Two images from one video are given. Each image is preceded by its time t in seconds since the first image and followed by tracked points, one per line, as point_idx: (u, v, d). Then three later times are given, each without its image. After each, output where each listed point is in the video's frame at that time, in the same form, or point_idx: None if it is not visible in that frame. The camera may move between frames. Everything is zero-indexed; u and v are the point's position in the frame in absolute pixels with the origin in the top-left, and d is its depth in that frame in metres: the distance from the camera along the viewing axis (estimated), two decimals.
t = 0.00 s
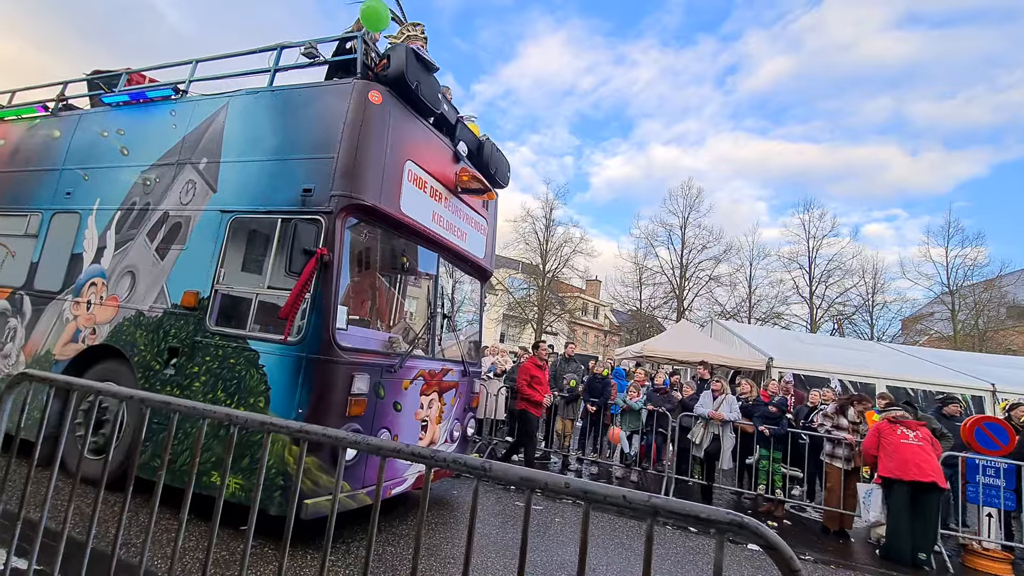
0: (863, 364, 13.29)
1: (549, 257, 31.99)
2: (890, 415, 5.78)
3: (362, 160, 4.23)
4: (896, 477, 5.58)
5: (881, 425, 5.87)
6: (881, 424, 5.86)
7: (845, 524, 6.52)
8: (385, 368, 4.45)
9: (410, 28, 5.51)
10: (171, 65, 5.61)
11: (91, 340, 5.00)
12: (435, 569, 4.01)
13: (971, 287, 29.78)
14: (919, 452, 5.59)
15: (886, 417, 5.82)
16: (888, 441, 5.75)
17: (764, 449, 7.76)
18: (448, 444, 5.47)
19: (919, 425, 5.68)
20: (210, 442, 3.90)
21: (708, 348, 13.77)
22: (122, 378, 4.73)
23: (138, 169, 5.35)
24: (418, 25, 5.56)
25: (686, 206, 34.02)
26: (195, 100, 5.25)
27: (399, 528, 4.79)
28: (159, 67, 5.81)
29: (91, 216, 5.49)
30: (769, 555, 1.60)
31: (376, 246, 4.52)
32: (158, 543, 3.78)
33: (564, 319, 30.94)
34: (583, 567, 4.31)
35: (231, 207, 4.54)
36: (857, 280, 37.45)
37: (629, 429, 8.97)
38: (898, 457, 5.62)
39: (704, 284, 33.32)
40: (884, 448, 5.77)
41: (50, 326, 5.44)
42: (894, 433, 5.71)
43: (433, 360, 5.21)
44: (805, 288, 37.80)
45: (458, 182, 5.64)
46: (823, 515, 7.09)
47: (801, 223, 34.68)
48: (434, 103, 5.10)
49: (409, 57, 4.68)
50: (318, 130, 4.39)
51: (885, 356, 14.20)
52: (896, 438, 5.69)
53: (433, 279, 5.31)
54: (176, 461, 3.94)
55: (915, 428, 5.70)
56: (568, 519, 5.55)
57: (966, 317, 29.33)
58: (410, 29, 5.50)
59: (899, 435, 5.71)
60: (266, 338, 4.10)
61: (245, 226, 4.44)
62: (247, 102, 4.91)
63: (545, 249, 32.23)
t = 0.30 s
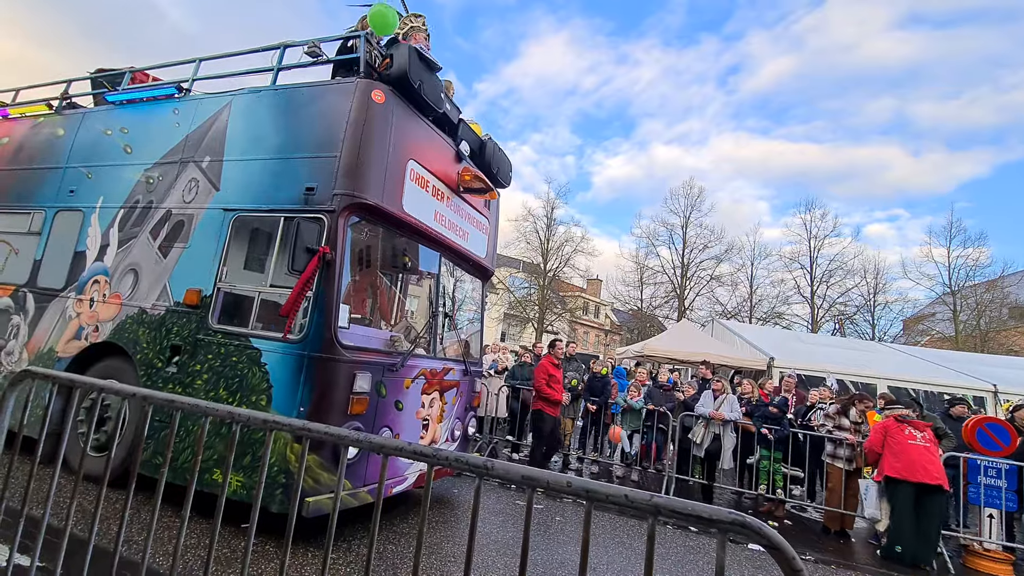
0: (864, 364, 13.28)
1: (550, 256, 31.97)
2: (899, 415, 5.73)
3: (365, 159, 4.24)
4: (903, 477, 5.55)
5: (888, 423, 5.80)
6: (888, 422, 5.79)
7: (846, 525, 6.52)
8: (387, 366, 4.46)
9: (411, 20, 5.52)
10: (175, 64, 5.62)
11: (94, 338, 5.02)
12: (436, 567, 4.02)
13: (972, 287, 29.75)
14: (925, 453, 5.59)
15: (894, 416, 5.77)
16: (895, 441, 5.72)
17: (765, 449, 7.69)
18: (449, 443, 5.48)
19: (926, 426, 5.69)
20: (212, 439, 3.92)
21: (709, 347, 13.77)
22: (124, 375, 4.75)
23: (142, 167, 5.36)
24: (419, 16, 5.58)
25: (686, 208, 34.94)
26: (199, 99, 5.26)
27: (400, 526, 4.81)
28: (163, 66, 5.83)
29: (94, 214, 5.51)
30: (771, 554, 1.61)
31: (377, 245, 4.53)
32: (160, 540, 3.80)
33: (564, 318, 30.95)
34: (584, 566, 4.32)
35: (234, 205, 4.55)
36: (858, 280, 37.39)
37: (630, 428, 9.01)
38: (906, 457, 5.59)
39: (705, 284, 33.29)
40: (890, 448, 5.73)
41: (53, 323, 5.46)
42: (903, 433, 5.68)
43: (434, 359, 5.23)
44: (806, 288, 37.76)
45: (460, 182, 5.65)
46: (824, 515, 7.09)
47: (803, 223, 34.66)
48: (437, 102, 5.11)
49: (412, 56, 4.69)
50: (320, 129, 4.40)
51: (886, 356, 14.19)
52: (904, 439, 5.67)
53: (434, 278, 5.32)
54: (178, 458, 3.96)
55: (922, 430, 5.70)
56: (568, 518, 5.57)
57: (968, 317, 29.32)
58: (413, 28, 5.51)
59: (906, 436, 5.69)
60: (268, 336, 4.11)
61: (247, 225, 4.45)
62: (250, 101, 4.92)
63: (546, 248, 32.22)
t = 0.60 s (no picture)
0: (865, 364, 13.26)
1: (550, 256, 31.94)
2: (910, 417, 5.66)
3: (365, 157, 4.23)
4: (910, 480, 5.54)
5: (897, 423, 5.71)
6: (897, 423, 5.70)
7: (846, 525, 6.52)
8: (387, 365, 4.45)
9: (410, 19, 5.47)
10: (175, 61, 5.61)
11: (94, 336, 5.01)
12: (436, 566, 4.01)
13: (973, 288, 29.70)
14: (933, 456, 5.57)
15: (903, 417, 5.68)
16: (903, 443, 5.67)
17: (765, 449, 7.59)
18: (449, 442, 5.47)
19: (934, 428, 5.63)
20: (212, 438, 3.91)
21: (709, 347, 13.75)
22: (124, 373, 4.74)
23: (141, 165, 5.35)
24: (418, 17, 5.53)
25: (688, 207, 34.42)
26: (199, 96, 5.24)
27: (400, 525, 4.80)
28: (163, 63, 5.81)
29: (94, 212, 5.50)
30: (773, 555, 1.60)
31: (377, 244, 4.51)
32: (161, 538, 3.80)
33: (564, 317, 30.93)
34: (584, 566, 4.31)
35: (234, 203, 4.54)
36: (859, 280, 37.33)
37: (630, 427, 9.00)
38: (914, 461, 5.57)
39: (705, 283, 33.26)
40: (898, 450, 5.69)
41: (53, 321, 5.45)
42: (912, 436, 5.62)
43: (434, 358, 5.21)
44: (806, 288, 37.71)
45: (461, 180, 5.64)
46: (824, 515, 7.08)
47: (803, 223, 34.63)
48: (437, 101, 5.10)
49: (413, 54, 4.68)
50: (320, 128, 4.39)
51: (886, 357, 14.16)
52: (913, 441, 5.61)
53: (435, 276, 5.31)
54: (178, 456, 3.96)
55: (930, 431, 5.65)
56: (568, 518, 5.55)
57: (968, 318, 29.29)
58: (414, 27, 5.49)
59: (915, 438, 5.64)
60: (268, 334, 4.11)
61: (248, 223, 4.44)
62: (251, 98, 4.91)
63: (546, 247, 32.20)
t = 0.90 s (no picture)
0: (865, 367, 13.25)
1: (551, 256, 31.92)
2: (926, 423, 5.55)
3: (368, 156, 4.23)
4: (914, 485, 5.51)
5: (910, 427, 5.59)
6: (910, 427, 5.58)
7: (847, 527, 6.52)
8: (388, 364, 4.45)
9: (414, 21, 5.46)
10: (179, 59, 5.61)
11: (96, 333, 5.01)
12: (436, 565, 4.02)
13: (975, 291, 29.68)
14: (938, 464, 5.55)
15: (917, 423, 5.57)
16: (912, 449, 5.59)
17: (766, 450, 7.54)
18: (449, 441, 5.47)
19: (944, 436, 5.61)
20: (214, 435, 3.92)
21: (710, 348, 13.76)
22: (126, 370, 4.75)
23: (144, 162, 5.35)
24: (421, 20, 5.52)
25: (689, 207, 36.26)
26: (202, 94, 5.25)
27: (401, 524, 4.81)
28: (167, 60, 5.82)
29: (97, 209, 5.50)
30: (776, 558, 1.59)
31: (379, 243, 4.52)
32: (162, 535, 3.80)
33: (565, 318, 30.94)
34: (584, 566, 4.31)
35: (237, 201, 4.55)
36: (860, 283, 37.29)
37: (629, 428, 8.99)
38: (921, 467, 5.53)
39: (707, 285, 33.24)
40: (906, 454, 5.61)
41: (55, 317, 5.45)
42: (923, 443, 5.55)
43: (436, 357, 5.22)
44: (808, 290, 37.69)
45: (463, 180, 5.64)
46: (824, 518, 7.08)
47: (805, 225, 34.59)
48: (440, 100, 5.10)
49: (417, 53, 4.68)
50: (324, 126, 4.39)
51: (887, 359, 14.15)
52: (923, 448, 5.56)
53: (436, 276, 5.31)
54: (180, 453, 3.96)
55: (939, 438, 5.62)
56: (568, 518, 5.57)
57: (970, 321, 29.27)
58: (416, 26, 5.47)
59: (924, 444, 5.60)
60: (270, 332, 4.11)
61: (250, 221, 4.44)
62: (254, 96, 4.91)
63: (548, 247, 32.18)
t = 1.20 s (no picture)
0: (866, 370, 13.24)
1: (552, 256, 31.91)
2: (929, 431, 5.52)
3: (370, 155, 4.23)
4: (907, 488, 5.53)
5: (914, 433, 5.59)
6: (912, 433, 5.58)
7: (846, 530, 6.52)
8: (388, 363, 4.45)
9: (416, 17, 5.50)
10: (182, 56, 5.62)
11: (96, 329, 5.01)
12: (435, 564, 4.02)
13: (976, 295, 29.67)
14: (936, 471, 5.52)
15: (921, 430, 5.55)
16: (912, 455, 5.57)
17: (765, 452, 7.53)
18: (449, 440, 5.47)
19: (946, 446, 5.53)
20: (214, 433, 3.92)
21: (710, 350, 13.77)
22: (126, 367, 4.75)
23: (147, 159, 5.36)
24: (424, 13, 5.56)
25: (688, 207, 35.20)
26: (205, 92, 5.25)
27: (400, 523, 4.80)
28: (170, 58, 5.83)
29: (99, 205, 5.51)
30: (776, 560, 1.59)
31: (380, 242, 4.51)
32: (161, 532, 3.80)
33: (566, 318, 30.93)
34: (583, 567, 4.31)
35: (239, 199, 4.55)
36: (861, 285, 37.27)
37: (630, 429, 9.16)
38: (918, 472, 5.52)
39: (707, 286, 33.25)
40: (905, 458, 5.61)
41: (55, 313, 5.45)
42: (924, 450, 5.51)
43: (436, 357, 5.22)
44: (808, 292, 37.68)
45: (465, 179, 5.64)
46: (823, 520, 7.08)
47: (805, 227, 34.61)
48: (443, 99, 5.10)
49: (420, 52, 4.68)
50: (326, 124, 4.39)
51: (887, 363, 14.16)
52: (922, 455, 5.53)
53: (437, 275, 5.32)
54: (180, 451, 3.96)
55: (940, 447, 5.56)
56: (567, 518, 5.57)
57: (970, 324, 29.26)
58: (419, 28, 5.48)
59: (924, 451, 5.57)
60: (270, 330, 4.11)
61: (252, 219, 4.44)
62: (256, 94, 4.92)
63: (548, 248, 32.17)
